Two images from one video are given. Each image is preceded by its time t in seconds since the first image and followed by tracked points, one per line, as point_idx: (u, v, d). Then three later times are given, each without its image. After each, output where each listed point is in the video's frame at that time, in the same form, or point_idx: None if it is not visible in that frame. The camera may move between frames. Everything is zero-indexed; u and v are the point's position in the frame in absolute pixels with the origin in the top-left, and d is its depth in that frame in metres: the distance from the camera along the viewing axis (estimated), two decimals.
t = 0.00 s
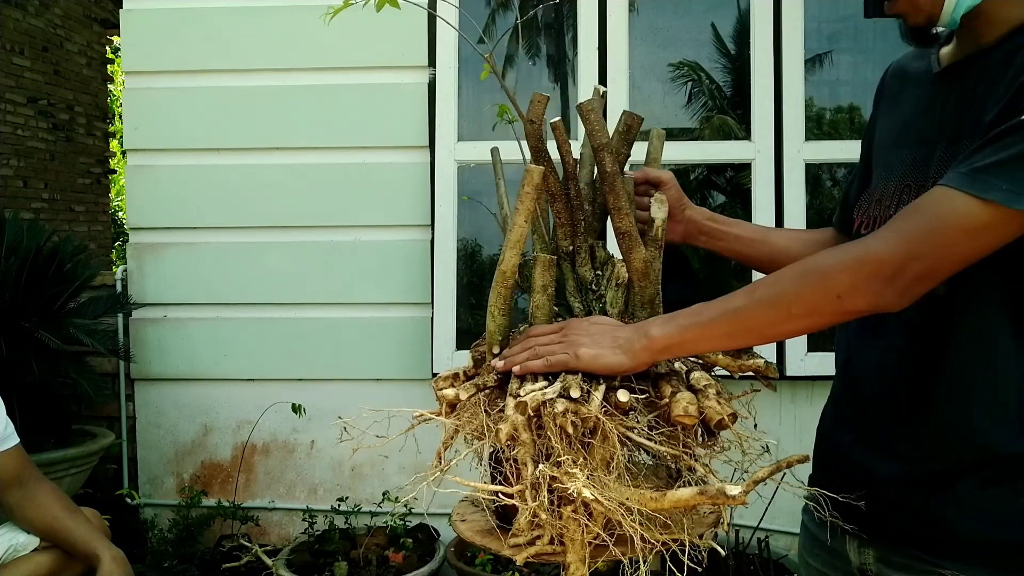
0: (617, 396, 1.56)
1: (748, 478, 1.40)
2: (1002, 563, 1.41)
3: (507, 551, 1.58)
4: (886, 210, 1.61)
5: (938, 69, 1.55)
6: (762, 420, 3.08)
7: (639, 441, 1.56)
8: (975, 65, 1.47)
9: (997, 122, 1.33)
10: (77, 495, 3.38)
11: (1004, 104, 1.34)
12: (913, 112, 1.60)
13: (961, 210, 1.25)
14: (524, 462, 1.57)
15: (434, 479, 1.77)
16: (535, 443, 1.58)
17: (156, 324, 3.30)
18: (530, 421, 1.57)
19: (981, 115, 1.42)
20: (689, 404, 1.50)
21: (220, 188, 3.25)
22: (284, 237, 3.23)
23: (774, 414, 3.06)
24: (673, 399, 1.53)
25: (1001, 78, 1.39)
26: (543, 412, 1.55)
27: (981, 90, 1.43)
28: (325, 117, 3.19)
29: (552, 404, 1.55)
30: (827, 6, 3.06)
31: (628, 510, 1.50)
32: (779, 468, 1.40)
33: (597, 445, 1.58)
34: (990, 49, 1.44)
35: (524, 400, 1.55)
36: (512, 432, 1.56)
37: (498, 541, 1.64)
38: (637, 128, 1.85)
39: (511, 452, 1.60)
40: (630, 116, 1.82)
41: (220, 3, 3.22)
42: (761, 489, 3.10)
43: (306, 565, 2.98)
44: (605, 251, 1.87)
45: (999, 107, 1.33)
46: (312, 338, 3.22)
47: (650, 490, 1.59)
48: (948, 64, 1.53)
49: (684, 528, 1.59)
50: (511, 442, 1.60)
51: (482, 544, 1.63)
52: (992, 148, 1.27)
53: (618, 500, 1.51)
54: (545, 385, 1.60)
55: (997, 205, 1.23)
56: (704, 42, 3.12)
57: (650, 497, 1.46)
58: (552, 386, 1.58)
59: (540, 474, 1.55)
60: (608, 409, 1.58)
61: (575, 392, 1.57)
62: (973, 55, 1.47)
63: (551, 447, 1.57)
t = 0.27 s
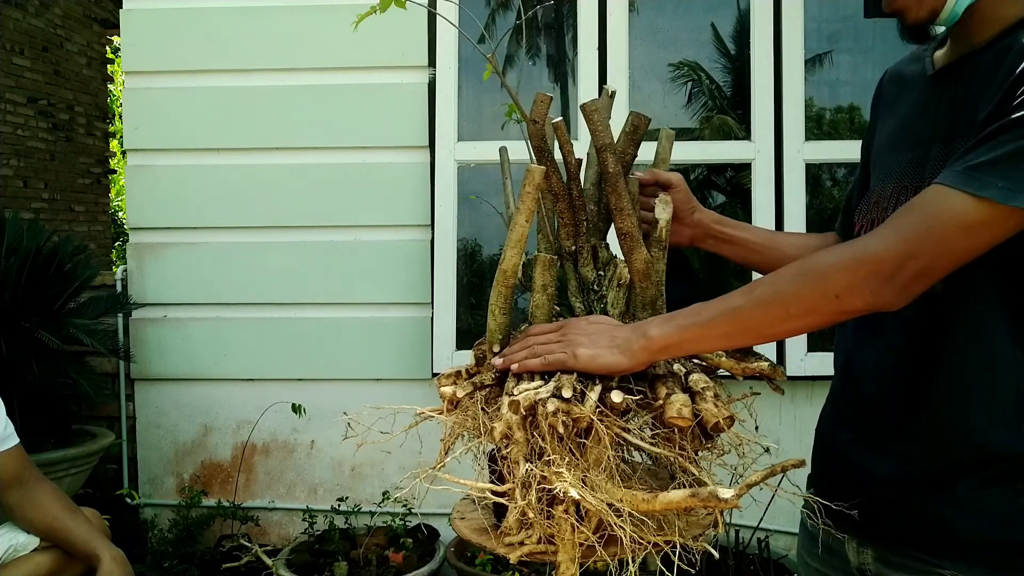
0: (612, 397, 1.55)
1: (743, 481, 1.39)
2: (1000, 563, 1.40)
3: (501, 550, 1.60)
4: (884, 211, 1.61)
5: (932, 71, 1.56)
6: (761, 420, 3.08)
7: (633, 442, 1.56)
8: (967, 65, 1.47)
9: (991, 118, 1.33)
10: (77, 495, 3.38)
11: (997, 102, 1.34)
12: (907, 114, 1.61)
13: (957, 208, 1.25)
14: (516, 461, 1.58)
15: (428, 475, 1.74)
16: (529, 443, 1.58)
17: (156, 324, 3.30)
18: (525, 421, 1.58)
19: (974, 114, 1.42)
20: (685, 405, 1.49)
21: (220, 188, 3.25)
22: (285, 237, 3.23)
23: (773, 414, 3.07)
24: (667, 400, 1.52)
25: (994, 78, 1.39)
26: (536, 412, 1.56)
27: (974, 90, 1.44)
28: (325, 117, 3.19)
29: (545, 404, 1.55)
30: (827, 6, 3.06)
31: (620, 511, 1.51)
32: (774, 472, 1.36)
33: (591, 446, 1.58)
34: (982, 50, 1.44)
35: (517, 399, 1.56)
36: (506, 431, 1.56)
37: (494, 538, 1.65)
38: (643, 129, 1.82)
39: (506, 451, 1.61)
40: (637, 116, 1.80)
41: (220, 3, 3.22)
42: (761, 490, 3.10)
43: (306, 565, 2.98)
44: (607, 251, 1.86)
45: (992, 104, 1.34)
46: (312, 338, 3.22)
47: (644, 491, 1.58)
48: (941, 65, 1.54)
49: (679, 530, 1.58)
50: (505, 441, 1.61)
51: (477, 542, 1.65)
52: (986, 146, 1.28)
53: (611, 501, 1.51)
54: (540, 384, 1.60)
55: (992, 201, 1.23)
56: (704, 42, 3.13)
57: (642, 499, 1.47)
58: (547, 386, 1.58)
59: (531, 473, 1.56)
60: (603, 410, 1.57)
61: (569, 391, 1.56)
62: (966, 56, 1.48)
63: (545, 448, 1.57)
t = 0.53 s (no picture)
0: (601, 396, 1.54)
1: (731, 483, 1.40)
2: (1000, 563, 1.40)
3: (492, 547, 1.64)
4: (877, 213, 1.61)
5: (918, 72, 1.56)
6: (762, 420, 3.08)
7: (626, 441, 1.57)
8: (952, 64, 1.47)
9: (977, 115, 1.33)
10: (78, 495, 3.38)
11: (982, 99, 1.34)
12: (894, 115, 1.61)
13: (946, 201, 1.25)
14: (506, 460, 1.59)
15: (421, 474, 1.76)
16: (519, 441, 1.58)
17: (155, 324, 3.30)
18: (515, 420, 1.58)
19: (961, 112, 1.42)
20: (676, 405, 1.48)
21: (220, 188, 3.25)
22: (285, 237, 3.23)
23: (774, 414, 3.07)
24: (658, 400, 1.52)
25: (979, 75, 1.39)
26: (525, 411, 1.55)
27: (961, 88, 1.44)
28: (325, 117, 3.19)
29: (534, 403, 1.54)
30: (827, 6, 3.06)
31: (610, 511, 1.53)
32: (760, 474, 1.37)
33: (584, 446, 1.58)
34: (966, 48, 1.44)
35: (506, 399, 1.55)
36: (496, 430, 1.56)
37: (487, 535, 1.68)
38: (645, 129, 1.80)
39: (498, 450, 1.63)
40: (637, 115, 1.78)
41: (220, 3, 3.22)
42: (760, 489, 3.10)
43: (306, 565, 2.98)
44: (607, 251, 1.87)
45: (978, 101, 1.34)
46: (311, 338, 3.22)
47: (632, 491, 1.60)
48: (926, 66, 1.54)
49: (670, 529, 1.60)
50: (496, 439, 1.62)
51: (471, 539, 1.67)
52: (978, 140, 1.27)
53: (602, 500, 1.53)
54: (530, 383, 1.59)
55: (982, 194, 1.23)
56: (704, 42, 3.12)
57: (630, 499, 1.49)
58: (537, 384, 1.57)
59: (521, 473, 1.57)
60: (597, 408, 1.57)
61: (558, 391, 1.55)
62: (950, 55, 1.48)
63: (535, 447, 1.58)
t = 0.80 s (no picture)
0: (594, 397, 1.54)
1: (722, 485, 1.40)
2: (1000, 563, 1.40)
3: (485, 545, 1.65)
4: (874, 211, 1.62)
5: (918, 72, 1.56)
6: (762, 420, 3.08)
7: (620, 443, 1.56)
8: (949, 64, 1.47)
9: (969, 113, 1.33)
10: (77, 495, 3.38)
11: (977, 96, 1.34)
12: (895, 115, 1.61)
13: (938, 197, 1.23)
14: (499, 458, 1.61)
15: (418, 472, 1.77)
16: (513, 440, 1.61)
17: (155, 324, 3.30)
18: (509, 418, 1.59)
19: (955, 110, 1.42)
20: (670, 406, 1.48)
21: (220, 188, 3.25)
22: (285, 237, 3.23)
23: (774, 414, 3.07)
24: (651, 401, 1.52)
25: (972, 74, 1.39)
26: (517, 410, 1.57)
27: (956, 87, 1.44)
28: (326, 117, 3.19)
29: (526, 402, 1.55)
30: (827, 6, 3.06)
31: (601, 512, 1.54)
32: (752, 480, 1.38)
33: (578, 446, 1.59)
34: (961, 47, 1.45)
35: (499, 397, 1.57)
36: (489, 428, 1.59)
37: (480, 532, 1.70)
38: (651, 128, 1.81)
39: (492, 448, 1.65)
40: (642, 115, 1.79)
41: (221, 3, 3.22)
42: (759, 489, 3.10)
43: (306, 565, 2.98)
44: (608, 251, 1.85)
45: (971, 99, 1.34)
46: (311, 338, 3.22)
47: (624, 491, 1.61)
48: (925, 66, 1.54)
49: (663, 530, 1.59)
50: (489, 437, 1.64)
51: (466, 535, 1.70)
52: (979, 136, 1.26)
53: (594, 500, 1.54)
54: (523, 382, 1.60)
55: (974, 189, 1.21)
56: (704, 42, 3.12)
57: (620, 500, 1.49)
58: (530, 384, 1.58)
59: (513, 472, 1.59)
60: (593, 408, 1.57)
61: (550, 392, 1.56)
62: (946, 55, 1.48)
63: (529, 446, 1.59)
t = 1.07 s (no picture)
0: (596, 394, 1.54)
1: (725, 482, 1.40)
2: (991, 563, 1.38)
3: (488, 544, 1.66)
4: (879, 208, 1.61)
5: (927, 69, 1.55)
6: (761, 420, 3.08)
7: (622, 440, 1.56)
8: (954, 61, 1.47)
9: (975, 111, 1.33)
10: (77, 495, 3.38)
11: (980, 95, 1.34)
12: (904, 112, 1.60)
13: (984, 222, 1.21)
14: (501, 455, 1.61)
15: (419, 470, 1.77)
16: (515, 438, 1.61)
17: (155, 324, 3.30)
18: (511, 416, 1.59)
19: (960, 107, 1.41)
20: (672, 403, 1.48)
21: (220, 188, 3.25)
22: (285, 237, 3.23)
23: (773, 414, 3.06)
24: (653, 398, 1.52)
25: (975, 71, 1.39)
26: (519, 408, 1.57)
27: (960, 84, 1.43)
28: (325, 117, 3.19)
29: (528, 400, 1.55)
30: (827, 6, 3.06)
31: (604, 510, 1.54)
32: (753, 478, 1.38)
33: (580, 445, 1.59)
34: (965, 45, 1.44)
35: (501, 394, 1.57)
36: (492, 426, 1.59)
37: (481, 532, 1.70)
38: (651, 129, 1.79)
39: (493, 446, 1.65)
40: (643, 116, 1.77)
41: (221, 3, 3.22)
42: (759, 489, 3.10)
43: (306, 564, 2.98)
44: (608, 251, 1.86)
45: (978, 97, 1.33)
46: (311, 338, 3.22)
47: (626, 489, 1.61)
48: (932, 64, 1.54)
49: (666, 528, 1.60)
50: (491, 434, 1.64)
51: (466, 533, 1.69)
52: (986, 138, 1.25)
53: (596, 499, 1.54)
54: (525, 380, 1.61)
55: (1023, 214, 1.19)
56: (704, 42, 3.12)
57: (623, 497, 1.49)
58: (531, 381, 1.59)
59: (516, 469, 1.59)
60: (595, 406, 1.57)
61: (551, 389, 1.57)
62: (951, 52, 1.48)
63: (530, 445, 1.59)
